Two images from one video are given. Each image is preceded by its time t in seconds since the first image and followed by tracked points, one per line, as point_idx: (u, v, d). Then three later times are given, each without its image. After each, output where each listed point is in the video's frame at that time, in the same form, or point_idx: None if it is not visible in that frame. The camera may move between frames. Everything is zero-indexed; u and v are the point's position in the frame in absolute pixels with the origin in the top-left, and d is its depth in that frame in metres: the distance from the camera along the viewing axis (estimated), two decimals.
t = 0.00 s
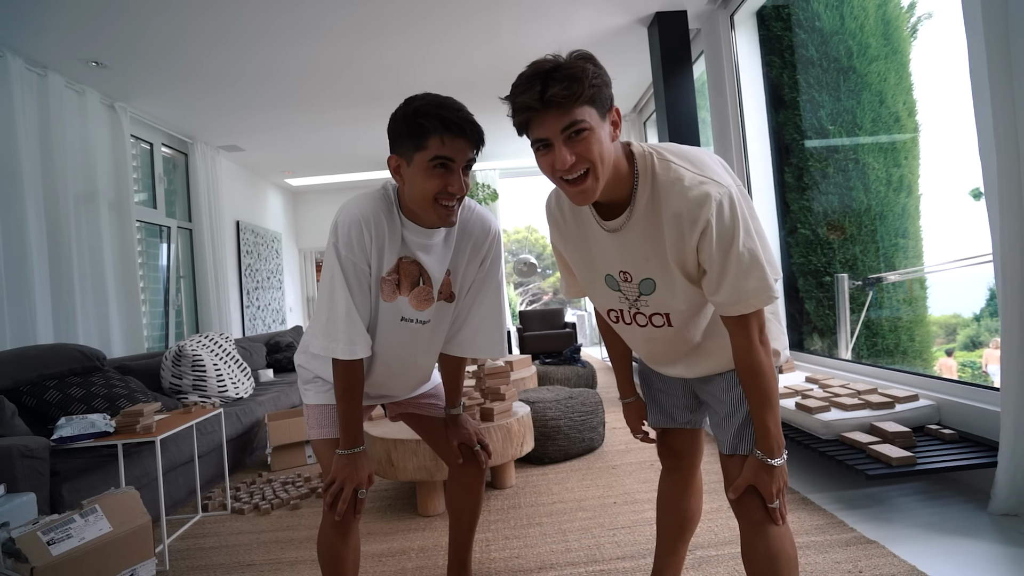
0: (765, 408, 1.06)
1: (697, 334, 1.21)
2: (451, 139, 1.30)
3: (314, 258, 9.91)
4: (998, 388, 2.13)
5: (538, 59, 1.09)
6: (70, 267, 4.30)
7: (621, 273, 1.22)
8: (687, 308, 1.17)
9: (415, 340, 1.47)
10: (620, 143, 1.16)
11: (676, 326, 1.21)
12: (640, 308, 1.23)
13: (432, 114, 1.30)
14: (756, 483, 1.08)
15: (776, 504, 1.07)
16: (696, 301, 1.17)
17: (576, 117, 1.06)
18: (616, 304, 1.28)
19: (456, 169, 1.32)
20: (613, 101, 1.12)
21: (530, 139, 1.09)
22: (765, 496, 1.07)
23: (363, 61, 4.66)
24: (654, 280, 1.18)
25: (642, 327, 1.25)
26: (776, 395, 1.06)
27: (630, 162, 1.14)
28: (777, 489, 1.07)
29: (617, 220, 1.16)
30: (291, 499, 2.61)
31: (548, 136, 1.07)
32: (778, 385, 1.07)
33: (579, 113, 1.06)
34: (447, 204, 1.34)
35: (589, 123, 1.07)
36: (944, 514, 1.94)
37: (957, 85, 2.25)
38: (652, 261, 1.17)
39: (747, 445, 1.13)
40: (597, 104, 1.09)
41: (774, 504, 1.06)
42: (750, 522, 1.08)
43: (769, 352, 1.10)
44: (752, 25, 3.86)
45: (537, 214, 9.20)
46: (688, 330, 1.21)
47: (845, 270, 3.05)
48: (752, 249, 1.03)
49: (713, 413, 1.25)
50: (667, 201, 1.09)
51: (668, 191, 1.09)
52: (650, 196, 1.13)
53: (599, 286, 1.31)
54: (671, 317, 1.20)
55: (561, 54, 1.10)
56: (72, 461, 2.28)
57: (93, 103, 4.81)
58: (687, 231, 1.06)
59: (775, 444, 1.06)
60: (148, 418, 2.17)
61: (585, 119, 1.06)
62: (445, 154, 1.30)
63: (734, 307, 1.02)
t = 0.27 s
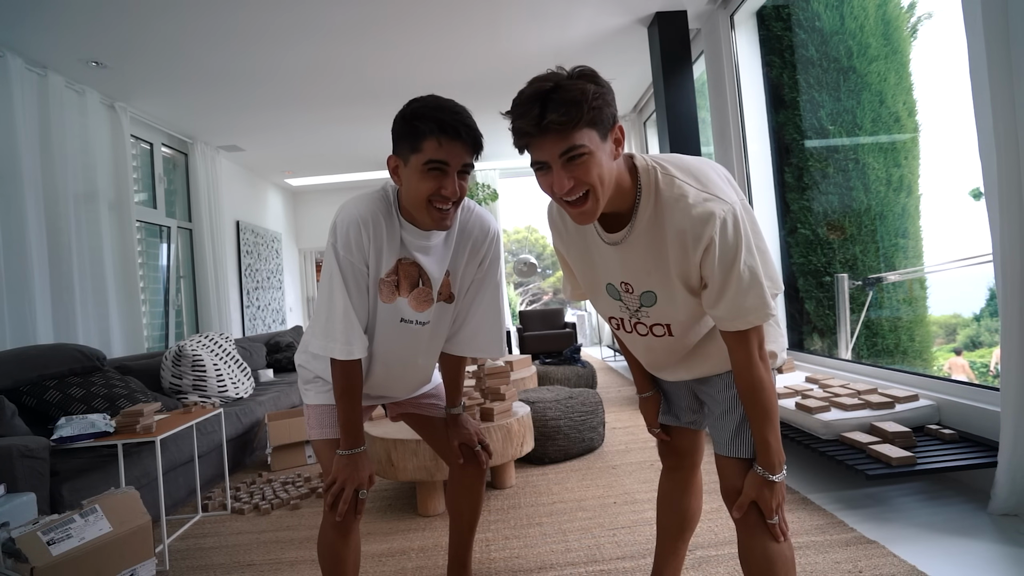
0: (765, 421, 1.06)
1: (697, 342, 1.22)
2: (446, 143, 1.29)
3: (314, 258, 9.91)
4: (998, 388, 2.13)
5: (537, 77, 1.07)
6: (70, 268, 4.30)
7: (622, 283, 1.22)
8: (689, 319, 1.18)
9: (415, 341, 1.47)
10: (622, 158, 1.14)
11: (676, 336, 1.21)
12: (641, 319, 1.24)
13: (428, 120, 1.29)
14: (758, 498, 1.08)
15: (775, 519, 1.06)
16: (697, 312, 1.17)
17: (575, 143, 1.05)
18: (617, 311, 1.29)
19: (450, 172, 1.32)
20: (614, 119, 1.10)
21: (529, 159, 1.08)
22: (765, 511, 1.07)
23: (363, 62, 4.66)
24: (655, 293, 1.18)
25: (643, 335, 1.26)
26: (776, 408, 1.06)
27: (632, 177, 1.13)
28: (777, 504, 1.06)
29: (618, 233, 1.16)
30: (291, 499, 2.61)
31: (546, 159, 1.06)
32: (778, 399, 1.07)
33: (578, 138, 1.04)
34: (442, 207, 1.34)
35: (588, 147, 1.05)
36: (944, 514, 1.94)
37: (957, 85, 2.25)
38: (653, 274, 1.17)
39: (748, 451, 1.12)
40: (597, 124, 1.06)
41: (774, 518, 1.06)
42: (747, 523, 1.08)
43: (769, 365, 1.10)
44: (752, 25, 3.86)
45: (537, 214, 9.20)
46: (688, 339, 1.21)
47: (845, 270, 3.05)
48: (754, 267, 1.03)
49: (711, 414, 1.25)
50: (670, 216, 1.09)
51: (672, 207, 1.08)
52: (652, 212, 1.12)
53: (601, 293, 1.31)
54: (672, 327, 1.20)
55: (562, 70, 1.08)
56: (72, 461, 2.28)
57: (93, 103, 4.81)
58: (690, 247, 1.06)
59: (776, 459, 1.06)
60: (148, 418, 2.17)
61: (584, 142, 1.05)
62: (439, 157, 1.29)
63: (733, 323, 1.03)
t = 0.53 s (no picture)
0: (771, 404, 1.06)
1: (704, 333, 1.21)
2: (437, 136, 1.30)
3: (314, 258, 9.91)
4: (998, 387, 2.13)
5: (539, 58, 1.07)
6: (70, 268, 4.30)
7: (629, 272, 1.21)
8: (698, 306, 1.17)
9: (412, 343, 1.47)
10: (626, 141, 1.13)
11: (685, 326, 1.20)
12: (648, 309, 1.22)
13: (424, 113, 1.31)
14: (765, 478, 1.09)
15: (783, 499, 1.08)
16: (705, 300, 1.16)
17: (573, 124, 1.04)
18: (623, 303, 1.27)
19: (428, 164, 1.31)
20: (618, 101, 1.08)
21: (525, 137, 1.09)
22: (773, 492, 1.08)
23: (363, 62, 4.66)
24: (664, 281, 1.17)
25: (649, 328, 1.24)
26: (783, 390, 1.07)
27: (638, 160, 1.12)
28: (786, 484, 1.07)
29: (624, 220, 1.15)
30: (291, 499, 2.61)
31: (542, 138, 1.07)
32: (785, 381, 1.07)
33: (575, 118, 1.04)
34: (419, 199, 1.33)
35: (586, 130, 1.05)
36: (944, 514, 1.94)
37: (957, 86, 2.25)
38: (660, 260, 1.15)
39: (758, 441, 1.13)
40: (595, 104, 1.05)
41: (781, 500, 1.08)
42: (752, 518, 1.09)
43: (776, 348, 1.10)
44: (752, 25, 3.86)
45: (537, 215, 9.19)
46: (695, 330, 1.20)
47: (845, 270, 3.05)
48: (762, 245, 1.04)
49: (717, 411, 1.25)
50: (678, 198, 1.09)
51: (680, 188, 1.09)
52: (659, 195, 1.11)
53: (606, 286, 1.29)
54: (680, 317, 1.19)
55: (566, 51, 1.08)
56: (72, 461, 2.28)
57: (93, 103, 4.80)
58: (700, 228, 1.06)
59: (783, 439, 1.07)
60: (148, 418, 2.17)
61: (583, 123, 1.04)
62: (416, 149, 1.30)
63: (742, 303, 1.03)
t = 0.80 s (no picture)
0: (773, 406, 1.06)
1: (704, 336, 1.20)
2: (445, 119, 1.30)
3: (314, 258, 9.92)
4: (998, 387, 2.13)
5: (549, 54, 1.06)
6: (70, 268, 4.30)
7: (630, 274, 1.20)
8: (699, 308, 1.17)
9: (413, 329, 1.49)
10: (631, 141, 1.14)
11: (685, 328, 1.20)
12: (648, 311, 1.22)
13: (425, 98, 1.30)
14: (769, 480, 1.08)
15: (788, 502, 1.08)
16: (706, 301, 1.16)
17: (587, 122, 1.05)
18: (622, 305, 1.26)
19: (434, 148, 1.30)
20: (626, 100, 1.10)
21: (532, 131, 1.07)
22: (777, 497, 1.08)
23: (363, 61, 4.66)
24: (665, 282, 1.17)
25: (649, 329, 1.24)
26: (785, 392, 1.07)
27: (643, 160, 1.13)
28: (791, 488, 1.07)
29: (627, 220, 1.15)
30: (291, 499, 2.61)
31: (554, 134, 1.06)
32: (787, 384, 1.07)
33: (588, 118, 1.04)
34: (423, 182, 1.33)
35: (600, 129, 1.05)
36: (944, 514, 1.94)
37: (957, 86, 2.25)
38: (661, 262, 1.15)
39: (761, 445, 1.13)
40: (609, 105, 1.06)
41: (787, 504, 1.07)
42: (753, 519, 1.09)
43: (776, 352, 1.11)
44: (752, 25, 3.86)
45: (537, 215, 9.19)
46: (694, 331, 1.20)
47: (845, 270, 3.05)
48: (764, 247, 1.04)
49: (714, 411, 1.25)
50: (681, 200, 1.09)
51: (682, 190, 1.09)
52: (662, 196, 1.11)
53: (605, 287, 1.29)
54: (681, 318, 1.19)
55: (574, 48, 1.09)
56: (72, 461, 2.28)
57: (93, 103, 4.80)
58: (704, 231, 1.06)
59: (785, 442, 1.06)
60: (148, 418, 2.16)
61: (595, 121, 1.05)
62: (422, 131, 1.30)
63: (744, 306, 1.03)
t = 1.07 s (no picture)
0: (775, 414, 1.05)
1: (705, 343, 1.21)
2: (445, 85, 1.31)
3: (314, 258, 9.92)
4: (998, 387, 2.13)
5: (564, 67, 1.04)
6: (70, 268, 4.30)
7: (632, 279, 1.21)
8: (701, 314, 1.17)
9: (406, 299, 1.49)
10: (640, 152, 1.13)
11: (685, 333, 1.20)
12: (649, 315, 1.22)
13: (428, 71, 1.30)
14: (772, 487, 1.07)
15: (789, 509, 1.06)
16: (706, 306, 1.16)
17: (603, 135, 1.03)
18: (623, 309, 1.27)
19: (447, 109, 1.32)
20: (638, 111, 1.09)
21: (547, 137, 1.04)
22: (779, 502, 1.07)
23: (363, 61, 4.66)
24: (667, 289, 1.17)
25: (650, 332, 1.24)
26: (786, 401, 1.06)
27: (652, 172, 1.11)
28: (793, 495, 1.06)
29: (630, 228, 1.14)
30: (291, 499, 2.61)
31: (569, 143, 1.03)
32: (787, 391, 1.06)
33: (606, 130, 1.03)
34: (429, 142, 1.34)
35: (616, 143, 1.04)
36: (944, 514, 1.94)
37: (957, 86, 2.25)
38: (664, 268, 1.15)
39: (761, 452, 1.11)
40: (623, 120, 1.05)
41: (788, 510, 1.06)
42: (753, 518, 1.09)
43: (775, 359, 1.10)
44: (752, 25, 3.86)
45: (537, 214, 9.19)
46: (694, 336, 1.20)
47: (845, 270, 3.05)
48: (767, 257, 1.04)
49: (712, 411, 1.25)
50: (687, 210, 1.08)
51: (689, 201, 1.08)
52: (668, 207, 1.11)
53: (605, 290, 1.29)
54: (682, 323, 1.19)
55: (585, 58, 1.07)
56: (72, 461, 2.27)
57: (93, 102, 4.80)
58: (708, 242, 1.05)
59: (786, 449, 1.05)
60: (148, 418, 2.17)
61: (612, 136, 1.04)
62: (437, 95, 1.30)
63: (748, 315, 1.02)
